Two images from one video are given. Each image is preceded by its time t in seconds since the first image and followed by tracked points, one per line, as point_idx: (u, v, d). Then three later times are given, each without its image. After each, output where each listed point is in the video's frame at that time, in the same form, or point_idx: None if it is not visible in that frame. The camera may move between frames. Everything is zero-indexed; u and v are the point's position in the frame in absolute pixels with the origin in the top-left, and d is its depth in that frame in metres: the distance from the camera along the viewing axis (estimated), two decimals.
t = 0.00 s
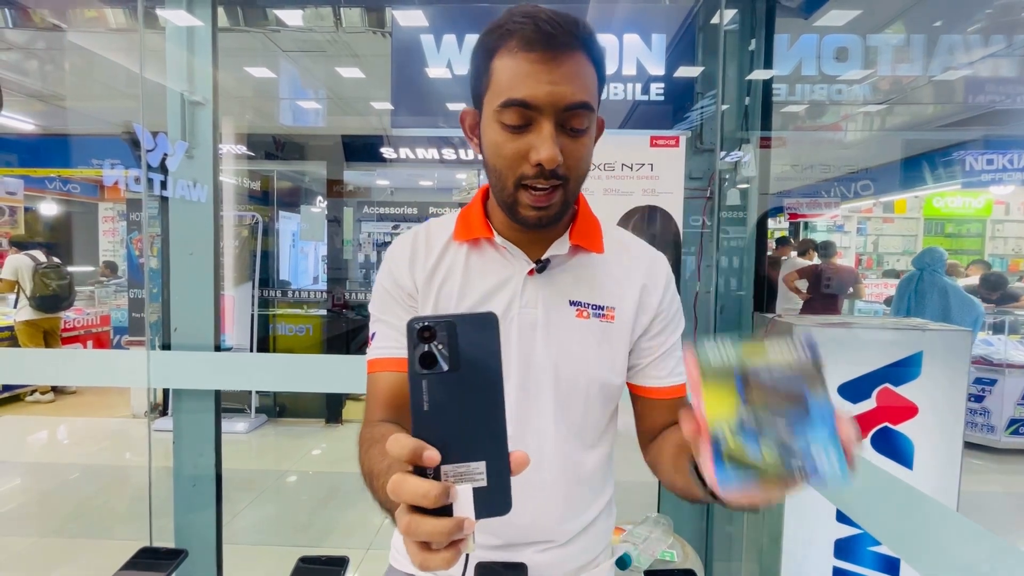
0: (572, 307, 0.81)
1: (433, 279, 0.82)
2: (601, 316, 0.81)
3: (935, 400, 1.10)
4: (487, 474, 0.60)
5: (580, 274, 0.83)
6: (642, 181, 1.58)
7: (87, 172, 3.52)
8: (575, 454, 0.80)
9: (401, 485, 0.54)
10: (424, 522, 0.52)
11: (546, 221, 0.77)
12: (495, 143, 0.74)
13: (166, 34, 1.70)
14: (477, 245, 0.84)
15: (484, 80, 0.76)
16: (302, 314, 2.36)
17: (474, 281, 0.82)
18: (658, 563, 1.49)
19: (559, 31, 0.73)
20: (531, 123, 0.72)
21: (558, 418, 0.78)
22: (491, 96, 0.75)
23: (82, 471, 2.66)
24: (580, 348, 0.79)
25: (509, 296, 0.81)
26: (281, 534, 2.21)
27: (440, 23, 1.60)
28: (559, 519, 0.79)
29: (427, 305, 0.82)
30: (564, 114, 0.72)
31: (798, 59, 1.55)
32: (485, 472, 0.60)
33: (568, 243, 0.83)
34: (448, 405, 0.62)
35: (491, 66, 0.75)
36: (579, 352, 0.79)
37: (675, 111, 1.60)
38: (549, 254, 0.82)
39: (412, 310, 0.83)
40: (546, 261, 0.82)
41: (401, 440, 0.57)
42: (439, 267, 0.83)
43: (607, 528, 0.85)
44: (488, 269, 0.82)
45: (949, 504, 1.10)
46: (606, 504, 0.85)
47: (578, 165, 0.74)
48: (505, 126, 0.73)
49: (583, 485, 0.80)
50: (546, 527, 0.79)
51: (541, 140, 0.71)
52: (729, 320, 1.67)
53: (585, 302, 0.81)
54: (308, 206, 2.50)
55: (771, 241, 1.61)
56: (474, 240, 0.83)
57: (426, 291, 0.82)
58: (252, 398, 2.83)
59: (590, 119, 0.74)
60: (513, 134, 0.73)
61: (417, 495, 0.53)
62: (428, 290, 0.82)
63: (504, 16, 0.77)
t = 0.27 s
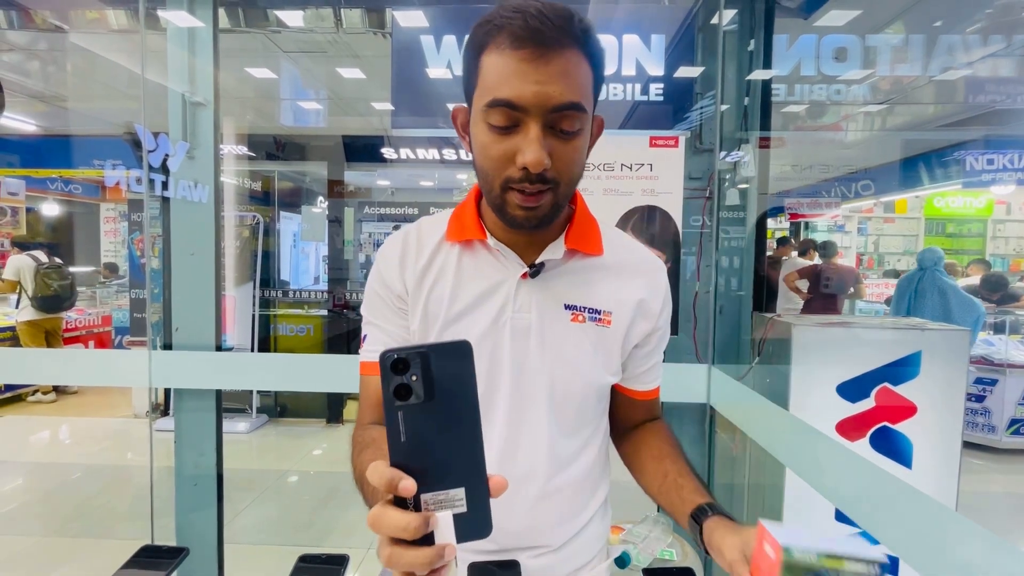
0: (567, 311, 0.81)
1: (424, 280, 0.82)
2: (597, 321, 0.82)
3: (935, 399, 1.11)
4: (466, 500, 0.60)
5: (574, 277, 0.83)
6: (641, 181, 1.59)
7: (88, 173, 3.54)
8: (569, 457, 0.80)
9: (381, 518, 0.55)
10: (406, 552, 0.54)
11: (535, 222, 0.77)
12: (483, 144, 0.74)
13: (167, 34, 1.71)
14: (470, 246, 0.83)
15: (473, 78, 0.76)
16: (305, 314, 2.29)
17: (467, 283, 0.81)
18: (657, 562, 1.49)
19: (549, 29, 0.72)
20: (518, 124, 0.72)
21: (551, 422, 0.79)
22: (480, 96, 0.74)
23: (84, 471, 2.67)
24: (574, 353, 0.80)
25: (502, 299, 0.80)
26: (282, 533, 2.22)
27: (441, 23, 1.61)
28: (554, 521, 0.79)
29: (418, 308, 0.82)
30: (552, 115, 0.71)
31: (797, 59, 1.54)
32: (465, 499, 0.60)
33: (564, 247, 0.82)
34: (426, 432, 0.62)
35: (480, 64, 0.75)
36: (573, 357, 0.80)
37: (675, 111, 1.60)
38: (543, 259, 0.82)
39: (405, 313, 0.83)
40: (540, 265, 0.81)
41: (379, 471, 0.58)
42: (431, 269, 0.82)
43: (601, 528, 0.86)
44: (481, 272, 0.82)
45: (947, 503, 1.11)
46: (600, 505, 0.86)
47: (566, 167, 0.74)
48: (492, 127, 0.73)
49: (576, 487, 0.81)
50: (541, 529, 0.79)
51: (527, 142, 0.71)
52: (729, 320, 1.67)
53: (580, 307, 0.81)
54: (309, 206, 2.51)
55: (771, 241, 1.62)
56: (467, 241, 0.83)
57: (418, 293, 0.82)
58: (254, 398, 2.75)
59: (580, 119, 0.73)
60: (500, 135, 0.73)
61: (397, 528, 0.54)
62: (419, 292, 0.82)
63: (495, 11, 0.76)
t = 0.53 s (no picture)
0: (567, 314, 0.81)
1: (425, 283, 0.82)
2: (596, 324, 0.82)
3: (934, 400, 1.11)
4: (475, 502, 0.61)
5: (573, 280, 0.83)
6: (641, 182, 1.60)
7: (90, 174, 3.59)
8: (568, 458, 0.81)
9: (392, 527, 0.54)
10: (417, 559, 0.52)
11: (530, 214, 0.76)
12: (481, 133, 0.75)
13: (169, 36, 1.71)
14: (470, 248, 0.84)
15: (475, 71, 0.77)
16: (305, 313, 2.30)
17: (468, 285, 0.82)
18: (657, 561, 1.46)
19: (550, 21, 0.73)
20: (515, 113, 0.73)
21: (550, 422, 0.79)
22: (480, 87, 0.75)
23: (86, 471, 2.68)
24: (573, 355, 0.80)
25: (502, 301, 0.81)
26: (284, 533, 2.23)
27: (441, 25, 1.61)
28: (553, 520, 0.80)
29: (418, 309, 0.82)
30: (549, 103, 0.72)
31: (796, 61, 1.55)
32: (474, 501, 0.61)
33: (564, 249, 0.83)
34: (434, 436, 0.63)
35: (482, 57, 0.76)
36: (573, 359, 0.80)
37: (675, 112, 1.61)
38: (544, 262, 0.82)
39: (403, 315, 0.82)
40: (541, 268, 0.82)
41: (389, 479, 0.57)
42: (431, 272, 0.82)
43: (598, 527, 0.86)
44: (481, 274, 0.82)
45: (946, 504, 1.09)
46: (598, 505, 0.86)
47: (563, 157, 0.74)
48: (490, 116, 0.74)
49: (575, 486, 0.82)
50: (540, 528, 0.80)
51: (523, 129, 0.72)
52: (728, 319, 1.68)
53: (579, 310, 0.82)
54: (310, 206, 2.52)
55: (771, 241, 1.64)
56: (467, 242, 0.83)
57: (418, 296, 0.82)
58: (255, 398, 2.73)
59: (578, 110, 0.74)
60: (498, 124, 0.73)
61: (409, 535, 0.53)
62: (420, 295, 0.82)
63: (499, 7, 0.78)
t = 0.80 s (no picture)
0: (571, 313, 0.82)
1: (433, 282, 0.83)
2: (600, 323, 0.83)
3: (932, 398, 1.11)
4: (488, 471, 0.62)
5: (578, 280, 0.84)
6: (641, 183, 1.60)
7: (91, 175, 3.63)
8: (571, 452, 0.81)
9: (411, 498, 0.54)
10: (433, 528, 0.53)
11: (535, 218, 0.77)
12: (494, 135, 0.75)
13: (173, 39, 1.72)
14: (477, 248, 0.84)
15: (492, 74, 0.77)
16: (307, 314, 2.32)
17: (475, 284, 0.82)
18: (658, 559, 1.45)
19: (570, 32, 0.74)
20: (529, 118, 0.73)
21: (555, 418, 0.80)
22: (497, 90, 0.76)
23: (88, 471, 2.68)
24: (578, 352, 0.81)
25: (509, 300, 0.82)
26: (286, 532, 2.23)
27: (443, 28, 1.62)
28: (556, 515, 0.81)
29: (427, 308, 0.82)
30: (562, 111, 0.72)
31: (796, 62, 1.55)
32: (486, 470, 0.62)
33: (570, 250, 0.83)
34: (440, 414, 0.64)
35: (501, 61, 0.76)
36: (578, 356, 0.80)
37: (675, 113, 1.61)
38: (551, 262, 0.82)
39: (412, 312, 0.83)
40: (547, 268, 0.82)
41: (403, 454, 0.57)
42: (439, 271, 0.83)
43: (599, 523, 0.87)
44: (488, 273, 0.83)
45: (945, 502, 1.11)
46: (599, 501, 0.87)
47: (571, 165, 0.75)
48: (504, 119, 0.74)
49: (578, 481, 0.82)
50: (543, 523, 0.80)
51: (535, 135, 0.72)
52: (728, 320, 1.68)
53: (583, 308, 0.82)
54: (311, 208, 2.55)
55: (771, 241, 1.64)
56: (475, 242, 0.84)
57: (426, 295, 0.82)
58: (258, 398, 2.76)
59: (590, 120, 0.75)
60: (511, 127, 0.74)
61: (429, 505, 0.53)
62: (428, 294, 0.82)
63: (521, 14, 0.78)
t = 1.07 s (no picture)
0: (574, 309, 0.83)
1: (443, 279, 0.83)
2: (604, 319, 0.83)
3: (930, 398, 1.12)
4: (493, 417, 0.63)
5: (583, 278, 0.84)
6: (641, 184, 1.61)
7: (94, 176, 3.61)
8: (575, 446, 0.82)
9: (414, 433, 0.57)
10: (435, 456, 0.55)
11: (554, 226, 0.78)
12: (516, 147, 0.75)
13: (177, 42, 1.73)
14: (485, 247, 0.85)
15: (511, 84, 0.77)
16: (309, 315, 2.29)
17: (484, 281, 0.83)
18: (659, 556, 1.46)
19: (590, 47, 0.74)
20: (552, 132, 0.73)
21: (560, 412, 0.80)
22: (517, 101, 0.75)
23: (91, 471, 2.69)
24: (582, 349, 0.81)
25: (516, 297, 0.82)
26: (288, 532, 2.24)
27: (445, 30, 1.63)
28: (560, 508, 0.81)
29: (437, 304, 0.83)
30: (585, 128, 0.73)
31: (795, 63, 1.56)
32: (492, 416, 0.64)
33: (574, 249, 0.84)
34: (450, 374, 0.69)
35: (520, 71, 0.75)
36: (582, 351, 0.81)
37: (675, 113, 1.62)
38: (555, 261, 0.84)
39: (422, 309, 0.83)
40: (552, 267, 0.84)
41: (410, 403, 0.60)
42: (449, 268, 0.84)
43: (602, 517, 0.87)
44: (496, 270, 0.84)
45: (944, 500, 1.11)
46: (603, 496, 0.87)
47: (589, 177, 0.76)
48: (526, 133, 0.74)
49: (583, 475, 0.82)
50: (546, 515, 0.81)
51: (559, 149, 0.73)
52: (729, 319, 1.69)
53: (587, 305, 0.83)
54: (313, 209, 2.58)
55: (771, 241, 1.65)
56: (482, 242, 0.85)
57: (436, 292, 0.83)
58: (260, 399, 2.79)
59: (606, 136, 0.76)
60: (533, 141, 0.74)
61: (429, 436, 0.56)
62: (438, 290, 0.83)
63: (537, 25, 0.78)
